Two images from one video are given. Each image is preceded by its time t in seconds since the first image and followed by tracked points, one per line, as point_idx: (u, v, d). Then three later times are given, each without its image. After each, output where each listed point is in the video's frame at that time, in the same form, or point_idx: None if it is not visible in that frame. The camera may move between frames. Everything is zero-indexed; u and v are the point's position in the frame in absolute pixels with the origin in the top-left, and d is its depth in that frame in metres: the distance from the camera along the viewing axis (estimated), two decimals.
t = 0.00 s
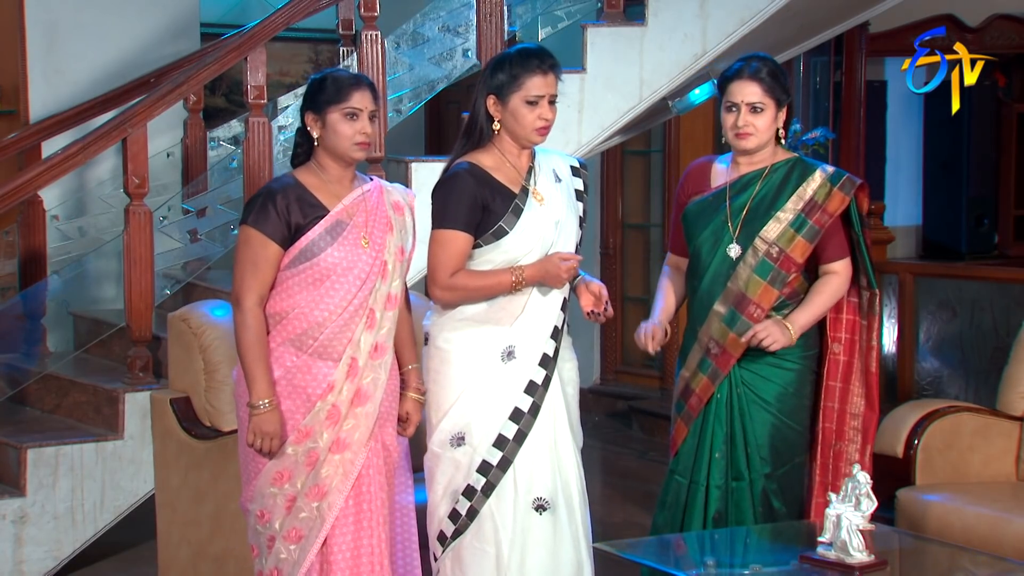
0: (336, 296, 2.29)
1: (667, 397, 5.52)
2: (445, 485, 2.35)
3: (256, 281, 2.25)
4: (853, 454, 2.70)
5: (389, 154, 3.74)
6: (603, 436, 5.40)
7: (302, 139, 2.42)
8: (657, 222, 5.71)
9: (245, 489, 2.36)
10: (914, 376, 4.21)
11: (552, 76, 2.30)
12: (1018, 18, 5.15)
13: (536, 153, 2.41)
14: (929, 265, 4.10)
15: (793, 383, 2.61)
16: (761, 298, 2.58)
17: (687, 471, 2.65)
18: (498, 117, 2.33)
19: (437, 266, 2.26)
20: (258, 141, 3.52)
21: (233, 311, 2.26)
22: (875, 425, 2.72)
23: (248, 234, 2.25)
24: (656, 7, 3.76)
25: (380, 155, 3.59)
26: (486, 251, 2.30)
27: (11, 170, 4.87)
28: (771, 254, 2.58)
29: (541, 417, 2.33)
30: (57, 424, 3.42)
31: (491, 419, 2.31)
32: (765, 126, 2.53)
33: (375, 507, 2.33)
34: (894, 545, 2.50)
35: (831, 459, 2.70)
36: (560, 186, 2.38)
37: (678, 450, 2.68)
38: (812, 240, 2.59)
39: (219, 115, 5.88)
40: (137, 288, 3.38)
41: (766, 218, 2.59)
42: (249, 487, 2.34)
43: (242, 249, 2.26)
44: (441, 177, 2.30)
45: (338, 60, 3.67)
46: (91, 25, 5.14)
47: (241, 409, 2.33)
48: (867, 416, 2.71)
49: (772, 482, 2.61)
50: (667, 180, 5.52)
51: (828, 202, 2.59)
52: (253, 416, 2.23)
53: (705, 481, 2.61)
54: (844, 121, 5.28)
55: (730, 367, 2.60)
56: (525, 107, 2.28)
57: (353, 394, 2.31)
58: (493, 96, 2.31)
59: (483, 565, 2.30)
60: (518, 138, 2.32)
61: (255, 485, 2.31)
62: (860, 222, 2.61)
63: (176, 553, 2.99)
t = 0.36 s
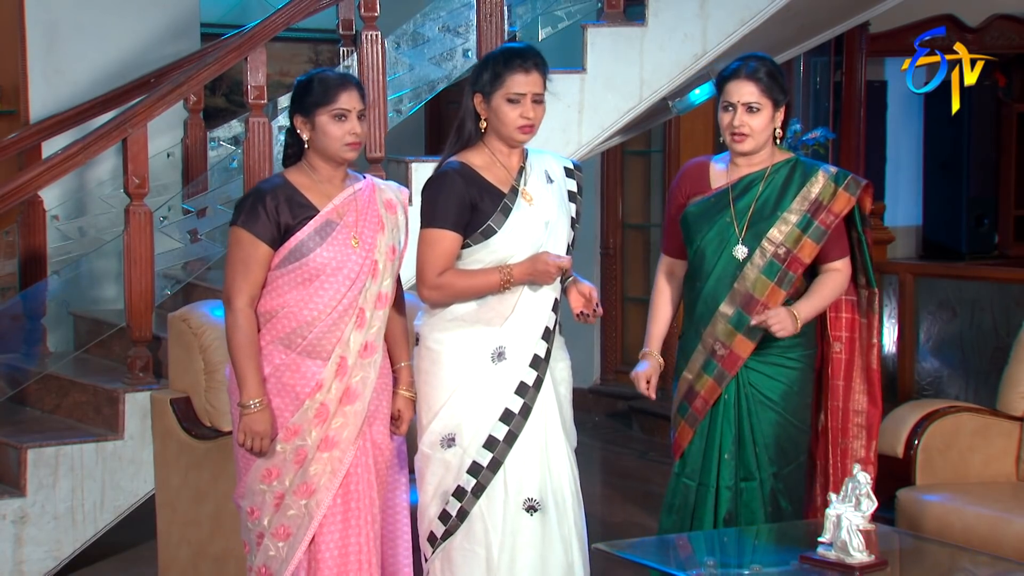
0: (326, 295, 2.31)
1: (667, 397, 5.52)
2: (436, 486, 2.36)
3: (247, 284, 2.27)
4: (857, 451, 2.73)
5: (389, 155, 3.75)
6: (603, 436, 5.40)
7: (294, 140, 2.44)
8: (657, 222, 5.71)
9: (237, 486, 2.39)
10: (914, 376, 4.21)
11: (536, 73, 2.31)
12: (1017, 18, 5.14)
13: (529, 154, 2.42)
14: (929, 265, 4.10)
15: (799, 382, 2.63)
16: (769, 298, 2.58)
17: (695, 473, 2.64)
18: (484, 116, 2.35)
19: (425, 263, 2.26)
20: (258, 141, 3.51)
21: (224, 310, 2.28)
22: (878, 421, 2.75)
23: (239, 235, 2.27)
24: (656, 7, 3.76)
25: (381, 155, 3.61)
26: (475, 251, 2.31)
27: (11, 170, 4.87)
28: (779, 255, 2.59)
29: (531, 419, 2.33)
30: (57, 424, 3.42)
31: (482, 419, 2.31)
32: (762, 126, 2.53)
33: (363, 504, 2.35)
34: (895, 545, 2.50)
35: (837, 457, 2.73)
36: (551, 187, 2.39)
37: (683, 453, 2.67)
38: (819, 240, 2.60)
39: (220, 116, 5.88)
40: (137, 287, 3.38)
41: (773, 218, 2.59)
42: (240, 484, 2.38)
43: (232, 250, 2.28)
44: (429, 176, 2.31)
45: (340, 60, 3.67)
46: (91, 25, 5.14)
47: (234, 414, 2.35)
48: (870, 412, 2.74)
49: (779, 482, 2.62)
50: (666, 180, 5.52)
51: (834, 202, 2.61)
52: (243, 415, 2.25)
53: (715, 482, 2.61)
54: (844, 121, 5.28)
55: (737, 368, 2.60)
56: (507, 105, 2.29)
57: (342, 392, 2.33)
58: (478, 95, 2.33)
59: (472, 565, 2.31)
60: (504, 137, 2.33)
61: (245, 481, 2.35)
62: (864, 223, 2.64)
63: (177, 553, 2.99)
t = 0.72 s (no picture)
0: (318, 296, 2.35)
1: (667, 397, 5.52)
2: (431, 486, 2.36)
3: (238, 286, 2.32)
4: (839, 446, 2.76)
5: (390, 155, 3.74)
6: (604, 436, 5.39)
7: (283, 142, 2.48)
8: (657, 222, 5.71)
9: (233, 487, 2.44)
10: (914, 377, 4.21)
11: (526, 75, 2.31)
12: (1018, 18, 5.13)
13: (523, 152, 2.43)
14: (930, 266, 4.10)
15: (789, 378, 2.64)
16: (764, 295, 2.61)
17: (692, 472, 2.64)
18: (475, 115, 2.36)
19: (418, 261, 2.27)
20: (258, 141, 3.51)
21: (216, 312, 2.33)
22: (859, 417, 2.76)
23: (229, 237, 2.32)
24: (657, 8, 3.75)
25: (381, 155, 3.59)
26: (468, 249, 2.32)
27: (11, 170, 4.87)
28: (774, 254, 2.61)
29: (524, 417, 2.33)
30: (58, 425, 3.41)
31: (477, 417, 2.32)
32: (757, 124, 2.53)
33: (358, 503, 2.38)
34: (895, 545, 2.50)
35: (820, 451, 2.76)
36: (546, 184, 2.39)
37: (678, 453, 2.67)
38: (813, 240, 2.63)
39: (220, 116, 5.88)
40: (137, 288, 3.38)
41: (767, 217, 2.61)
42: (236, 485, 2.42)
43: (224, 252, 2.33)
44: (422, 174, 2.32)
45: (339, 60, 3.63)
46: (91, 26, 5.14)
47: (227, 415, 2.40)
48: (852, 409, 2.76)
49: (772, 480, 2.63)
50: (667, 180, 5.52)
51: (826, 201, 2.63)
52: (236, 416, 2.31)
53: (711, 481, 2.61)
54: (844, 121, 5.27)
55: (732, 367, 2.60)
56: (496, 105, 2.30)
57: (335, 392, 2.37)
58: (469, 95, 2.34)
59: (468, 565, 2.32)
60: (495, 137, 2.34)
61: (239, 482, 2.39)
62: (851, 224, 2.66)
63: (177, 553, 2.98)
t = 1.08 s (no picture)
0: (314, 299, 2.39)
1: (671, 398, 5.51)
2: (430, 487, 2.36)
3: (234, 289, 2.36)
4: (819, 445, 2.75)
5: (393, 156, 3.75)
6: (608, 437, 5.39)
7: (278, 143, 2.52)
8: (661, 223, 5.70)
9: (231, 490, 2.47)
10: (918, 378, 4.20)
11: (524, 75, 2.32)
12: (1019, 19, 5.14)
13: (520, 152, 2.43)
14: (933, 267, 4.08)
15: (784, 377, 2.67)
16: (762, 296, 2.62)
17: (692, 473, 2.64)
18: (471, 116, 2.37)
19: (414, 261, 2.29)
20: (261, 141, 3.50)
21: (212, 316, 2.37)
22: (841, 415, 2.76)
23: (223, 240, 2.36)
24: (660, 8, 3.73)
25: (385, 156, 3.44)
26: (465, 249, 2.33)
27: (15, 172, 4.88)
28: (771, 254, 2.63)
29: (523, 417, 2.33)
30: (62, 425, 3.42)
31: (475, 418, 2.32)
32: (750, 123, 2.54)
33: (356, 504, 2.42)
34: (898, 546, 2.50)
35: (800, 451, 2.76)
36: (542, 185, 2.40)
37: (676, 455, 2.66)
38: (808, 239, 2.65)
39: (223, 117, 5.89)
40: (141, 288, 3.38)
41: (762, 217, 2.62)
42: (233, 488, 2.46)
43: (219, 255, 2.37)
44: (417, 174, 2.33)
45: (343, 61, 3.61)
46: (95, 27, 5.14)
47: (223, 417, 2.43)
48: (834, 408, 2.75)
49: (769, 479, 2.64)
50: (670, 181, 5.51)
51: (819, 201, 2.65)
52: (230, 420, 2.34)
53: (710, 481, 2.61)
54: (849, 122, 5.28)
55: (730, 368, 2.61)
56: (493, 105, 2.31)
57: (332, 395, 2.40)
58: (465, 96, 2.35)
59: (468, 565, 2.32)
60: (492, 137, 2.34)
61: (237, 485, 2.43)
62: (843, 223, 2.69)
63: (181, 554, 2.98)
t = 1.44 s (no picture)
0: (318, 302, 2.43)
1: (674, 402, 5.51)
2: (428, 494, 2.40)
3: (237, 293, 2.40)
4: (812, 447, 2.74)
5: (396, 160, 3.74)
6: (610, 441, 5.39)
7: (279, 150, 2.56)
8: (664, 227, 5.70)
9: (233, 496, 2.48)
10: (923, 383, 4.19)
11: (523, 78, 2.42)
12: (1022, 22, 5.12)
13: (517, 158, 2.52)
14: (938, 272, 4.07)
15: (782, 379, 2.68)
16: (761, 301, 2.63)
17: (693, 479, 2.64)
18: (470, 121, 2.46)
19: (413, 268, 2.36)
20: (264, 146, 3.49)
21: (215, 321, 2.40)
22: (834, 418, 2.74)
23: (226, 244, 2.40)
24: (663, 13, 3.71)
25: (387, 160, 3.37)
26: (463, 256, 2.42)
27: (17, 176, 4.88)
28: (769, 258, 2.63)
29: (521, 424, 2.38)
30: (64, 430, 3.37)
31: (473, 425, 2.36)
32: (748, 128, 2.55)
33: (361, 507, 2.46)
34: (902, 551, 2.50)
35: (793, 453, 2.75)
36: (539, 191, 2.49)
37: (677, 461, 2.66)
38: (805, 243, 2.64)
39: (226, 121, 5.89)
40: (145, 292, 3.38)
41: (759, 222, 2.62)
42: (237, 494, 2.46)
43: (221, 260, 2.41)
44: (415, 181, 2.42)
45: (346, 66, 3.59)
46: (98, 31, 5.15)
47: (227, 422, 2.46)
48: (826, 409, 2.74)
49: (769, 482, 2.66)
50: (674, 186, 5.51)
51: (815, 204, 2.64)
52: (235, 425, 2.37)
53: (712, 487, 2.62)
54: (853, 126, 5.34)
55: (729, 373, 2.61)
56: (493, 109, 2.40)
57: (337, 398, 2.44)
58: (464, 101, 2.45)
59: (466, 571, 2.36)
60: (490, 142, 2.44)
61: (242, 490, 2.44)
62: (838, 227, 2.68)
63: (184, 559, 2.97)
